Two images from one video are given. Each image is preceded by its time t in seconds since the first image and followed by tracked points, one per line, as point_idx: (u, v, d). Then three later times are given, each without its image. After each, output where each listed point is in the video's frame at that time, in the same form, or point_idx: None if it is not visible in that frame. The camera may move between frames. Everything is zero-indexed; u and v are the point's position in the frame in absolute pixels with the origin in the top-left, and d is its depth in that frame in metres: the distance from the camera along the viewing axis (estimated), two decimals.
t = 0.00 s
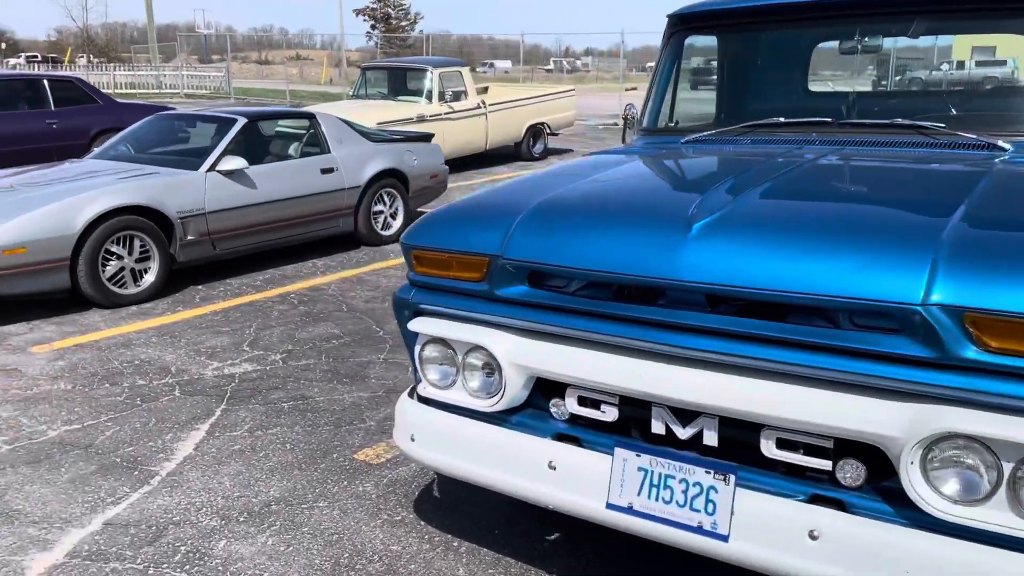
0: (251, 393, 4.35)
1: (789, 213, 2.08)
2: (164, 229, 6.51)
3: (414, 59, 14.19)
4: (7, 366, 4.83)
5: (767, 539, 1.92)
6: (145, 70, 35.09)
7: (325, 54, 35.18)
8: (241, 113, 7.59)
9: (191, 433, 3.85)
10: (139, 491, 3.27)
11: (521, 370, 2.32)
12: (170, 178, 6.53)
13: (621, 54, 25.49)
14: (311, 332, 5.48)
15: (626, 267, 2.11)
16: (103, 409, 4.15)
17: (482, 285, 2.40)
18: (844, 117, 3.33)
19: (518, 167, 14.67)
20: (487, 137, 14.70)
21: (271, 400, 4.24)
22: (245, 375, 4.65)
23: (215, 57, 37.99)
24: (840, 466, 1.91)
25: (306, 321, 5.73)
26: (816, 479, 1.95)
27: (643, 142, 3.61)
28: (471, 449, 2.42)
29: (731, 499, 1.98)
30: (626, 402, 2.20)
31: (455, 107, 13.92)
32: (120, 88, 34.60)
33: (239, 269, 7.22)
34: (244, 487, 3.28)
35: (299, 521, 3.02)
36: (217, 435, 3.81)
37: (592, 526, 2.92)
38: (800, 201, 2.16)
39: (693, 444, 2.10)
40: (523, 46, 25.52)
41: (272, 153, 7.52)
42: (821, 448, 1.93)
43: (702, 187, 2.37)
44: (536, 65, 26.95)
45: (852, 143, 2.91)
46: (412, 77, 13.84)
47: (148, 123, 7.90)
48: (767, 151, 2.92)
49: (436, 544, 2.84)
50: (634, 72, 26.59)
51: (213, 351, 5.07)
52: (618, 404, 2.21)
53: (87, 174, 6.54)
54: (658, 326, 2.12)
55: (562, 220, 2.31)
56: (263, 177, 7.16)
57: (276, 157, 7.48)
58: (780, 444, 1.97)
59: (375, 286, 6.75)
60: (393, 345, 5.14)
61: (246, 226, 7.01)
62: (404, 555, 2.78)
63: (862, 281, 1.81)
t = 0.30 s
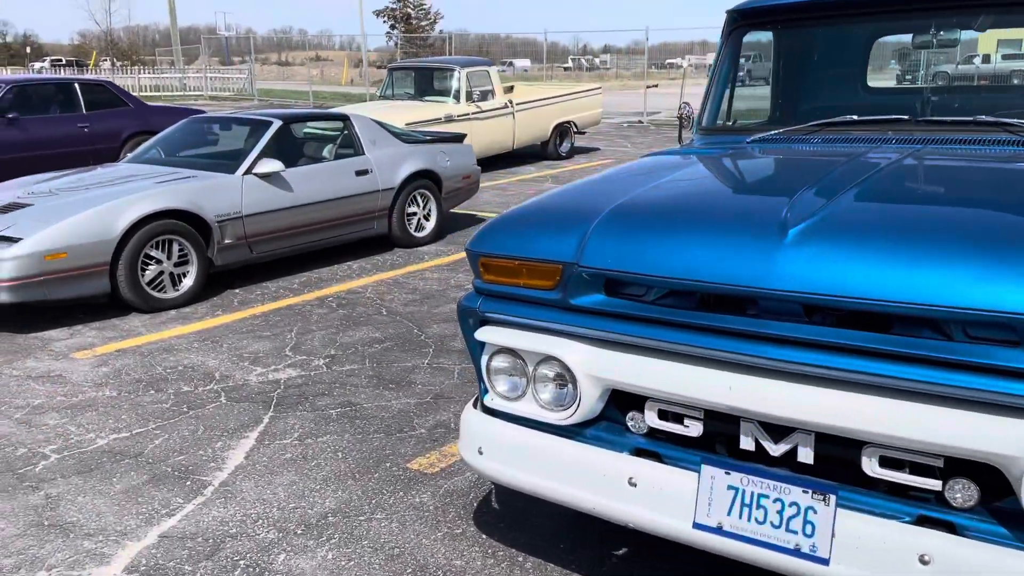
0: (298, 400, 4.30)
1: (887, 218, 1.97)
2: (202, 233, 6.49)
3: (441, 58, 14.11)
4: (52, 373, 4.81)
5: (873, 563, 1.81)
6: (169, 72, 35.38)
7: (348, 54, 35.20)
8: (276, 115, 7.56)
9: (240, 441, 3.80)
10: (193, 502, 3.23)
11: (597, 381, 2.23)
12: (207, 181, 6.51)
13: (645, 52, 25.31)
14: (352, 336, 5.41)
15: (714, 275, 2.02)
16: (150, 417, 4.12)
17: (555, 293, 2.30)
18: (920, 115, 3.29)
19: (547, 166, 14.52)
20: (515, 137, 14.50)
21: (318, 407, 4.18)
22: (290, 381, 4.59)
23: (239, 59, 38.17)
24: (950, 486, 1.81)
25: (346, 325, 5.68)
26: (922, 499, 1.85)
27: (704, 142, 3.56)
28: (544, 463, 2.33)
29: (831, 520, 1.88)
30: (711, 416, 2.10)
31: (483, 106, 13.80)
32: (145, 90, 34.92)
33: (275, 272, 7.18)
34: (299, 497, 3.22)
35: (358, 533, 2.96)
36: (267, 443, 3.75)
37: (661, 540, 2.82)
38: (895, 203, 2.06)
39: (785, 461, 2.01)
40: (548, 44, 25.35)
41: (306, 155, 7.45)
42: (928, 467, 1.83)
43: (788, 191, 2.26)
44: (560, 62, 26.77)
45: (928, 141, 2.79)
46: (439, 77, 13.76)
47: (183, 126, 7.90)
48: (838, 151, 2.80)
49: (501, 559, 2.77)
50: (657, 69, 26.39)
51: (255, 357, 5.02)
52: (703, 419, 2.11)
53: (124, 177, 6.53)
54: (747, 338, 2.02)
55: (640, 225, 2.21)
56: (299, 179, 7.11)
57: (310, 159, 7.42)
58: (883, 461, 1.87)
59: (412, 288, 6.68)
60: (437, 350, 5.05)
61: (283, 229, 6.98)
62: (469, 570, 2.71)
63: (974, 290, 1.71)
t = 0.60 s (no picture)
0: (342, 405, 4.20)
1: (1004, 218, 1.83)
2: (237, 233, 6.41)
3: (469, 56, 13.95)
4: (91, 377, 4.74)
5: None
6: (192, 73, 35.58)
7: (369, 53, 35.12)
8: (309, 114, 7.48)
9: (286, 449, 3.70)
10: (242, 513, 3.13)
11: (680, 393, 2.09)
12: (242, 181, 6.44)
13: (669, 47, 25.04)
14: (392, 339, 5.29)
15: (811, 280, 1.89)
16: (192, 423, 4.04)
17: (634, 298, 2.16)
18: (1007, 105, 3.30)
19: (576, 164, 14.26)
20: (542, 134, 14.23)
21: (363, 413, 4.06)
22: (331, 386, 4.48)
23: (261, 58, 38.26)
24: None
25: (385, 327, 5.57)
26: None
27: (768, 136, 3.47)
28: (622, 479, 2.19)
29: (950, 545, 1.74)
30: (808, 431, 1.96)
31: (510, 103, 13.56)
32: (169, 91, 35.15)
33: (308, 273, 7.09)
34: (352, 508, 3.12)
35: (415, 547, 2.84)
36: (313, 451, 3.65)
37: (735, 557, 2.68)
38: (1015, 203, 1.91)
39: (894, 480, 1.89)
40: (572, 40, 25.11)
41: (339, 154, 7.35)
42: None
43: (890, 190, 2.11)
44: (584, 58, 26.49)
45: (1017, 134, 2.64)
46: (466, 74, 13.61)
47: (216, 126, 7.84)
48: (920, 143, 2.65)
49: None
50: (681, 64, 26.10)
51: (295, 361, 4.93)
52: (800, 434, 1.97)
53: (158, 178, 6.46)
54: (829, 343, 1.91)
55: (728, 225, 2.07)
56: (333, 179, 7.02)
57: (343, 158, 7.32)
58: (1006, 482, 1.74)
59: (449, 288, 6.56)
60: (479, 353, 4.90)
61: (317, 229, 6.89)
62: None
63: (1019, 285, 1.66)
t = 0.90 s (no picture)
0: (391, 419, 4.07)
1: None
2: (274, 239, 6.31)
3: (499, 56, 13.79)
4: (132, 389, 4.65)
5: None
6: (218, 74, 35.75)
7: (392, 52, 35.09)
8: (346, 117, 7.38)
9: (336, 467, 3.57)
10: (297, 537, 3.01)
11: (784, 423, 1.92)
12: (281, 186, 6.33)
13: (697, 44, 24.74)
14: (436, 348, 5.14)
15: (941, 302, 1.71)
16: (239, 438, 3.93)
17: (733, 319, 1.99)
18: None
19: (608, 164, 14.02)
20: (574, 133, 14.04)
21: (413, 428, 3.92)
22: (378, 399, 4.35)
23: (286, 59, 38.34)
24: None
25: (428, 335, 5.44)
26: None
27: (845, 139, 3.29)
28: (717, 515, 2.03)
29: None
30: (933, 468, 1.80)
31: (542, 102, 13.39)
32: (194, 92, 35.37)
33: (345, 278, 6.98)
34: (410, 533, 2.98)
35: None
36: (366, 469, 3.52)
37: None
38: None
39: None
40: (599, 37, 24.84)
41: (375, 157, 7.23)
42: None
43: (1010, 206, 1.95)
44: (611, 56, 26.21)
45: None
46: (496, 74, 13.48)
47: (250, 130, 7.74)
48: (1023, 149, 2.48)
49: None
50: (708, 61, 25.79)
51: (339, 372, 4.81)
52: (923, 471, 1.81)
53: (195, 183, 6.37)
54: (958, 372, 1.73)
55: (838, 241, 1.90)
56: (371, 182, 6.91)
57: (379, 161, 7.19)
58: None
59: (490, 294, 6.42)
60: (527, 363, 4.73)
61: (355, 234, 6.78)
62: None
63: None
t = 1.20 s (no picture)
0: (434, 426, 3.97)
1: None
2: (308, 240, 6.25)
3: (525, 54, 13.67)
4: (170, 394, 4.59)
5: None
6: (240, 74, 35.92)
7: (413, 52, 35.10)
8: (378, 117, 7.30)
9: (382, 477, 3.48)
10: (347, 551, 2.92)
11: (881, 443, 1.79)
12: (314, 187, 6.27)
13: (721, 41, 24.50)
14: (474, 353, 5.03)
15: None
16: (280, 445, 3.85)
17: (825, 331, 1.87)
18: None
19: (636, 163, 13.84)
20: (601, 132, 13.90)
21: (457, 436, 3.82)
22: (419, 406, 4.25)
23: (308, 59, 38.44)
24: None
25: (466, 339, 5.34)
26: None
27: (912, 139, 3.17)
28: (805, 540, 1.90)
29: None
30: None
31: (569, 101, 13.24)
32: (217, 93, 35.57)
33: (377, 280, 6.91)
34: (464, 548, 2.88)
35: None
36: (412, 479, 3.43)
37: None
38: None
39: None
40: (621, 35, 24.66)
41: (407, 157, 7.14)
42: None
43: None
44: (634, 54, 25.98)
45: None
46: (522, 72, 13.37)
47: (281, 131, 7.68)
48: None
49: None
50: (732, 58, 25.53)
51: (377, 377, 4.71)
52: None
53: (229, 184, 6.32)
54: None
55: (941, 248, 1.78)
56: (403, 183, 6.83)
57: (411, 161, 7.11)
58: None
59: (526, 296, 6.30)
60: (569, 368, 4.60)
61: (388, 235, 6.71)
62: None
63: None
